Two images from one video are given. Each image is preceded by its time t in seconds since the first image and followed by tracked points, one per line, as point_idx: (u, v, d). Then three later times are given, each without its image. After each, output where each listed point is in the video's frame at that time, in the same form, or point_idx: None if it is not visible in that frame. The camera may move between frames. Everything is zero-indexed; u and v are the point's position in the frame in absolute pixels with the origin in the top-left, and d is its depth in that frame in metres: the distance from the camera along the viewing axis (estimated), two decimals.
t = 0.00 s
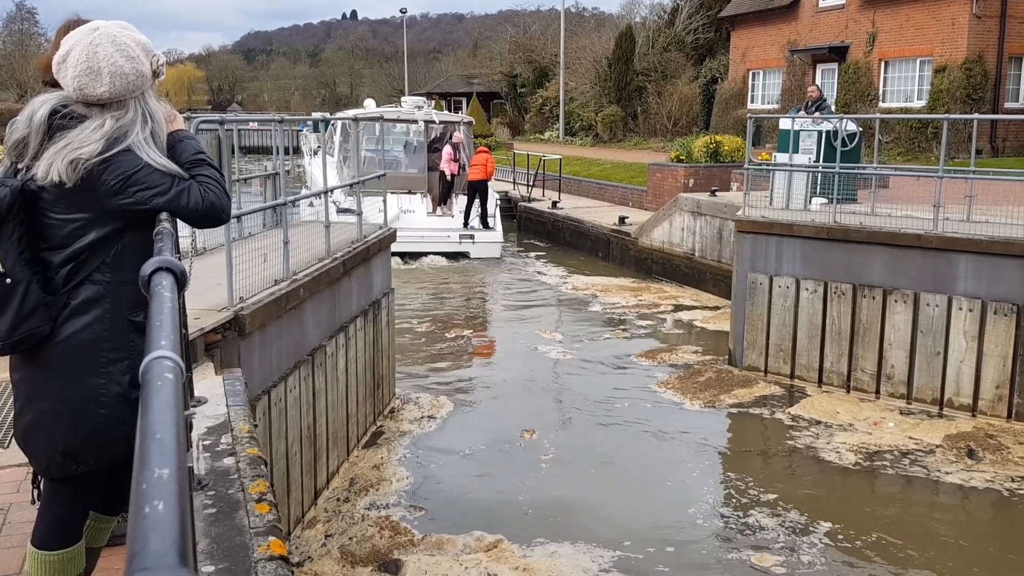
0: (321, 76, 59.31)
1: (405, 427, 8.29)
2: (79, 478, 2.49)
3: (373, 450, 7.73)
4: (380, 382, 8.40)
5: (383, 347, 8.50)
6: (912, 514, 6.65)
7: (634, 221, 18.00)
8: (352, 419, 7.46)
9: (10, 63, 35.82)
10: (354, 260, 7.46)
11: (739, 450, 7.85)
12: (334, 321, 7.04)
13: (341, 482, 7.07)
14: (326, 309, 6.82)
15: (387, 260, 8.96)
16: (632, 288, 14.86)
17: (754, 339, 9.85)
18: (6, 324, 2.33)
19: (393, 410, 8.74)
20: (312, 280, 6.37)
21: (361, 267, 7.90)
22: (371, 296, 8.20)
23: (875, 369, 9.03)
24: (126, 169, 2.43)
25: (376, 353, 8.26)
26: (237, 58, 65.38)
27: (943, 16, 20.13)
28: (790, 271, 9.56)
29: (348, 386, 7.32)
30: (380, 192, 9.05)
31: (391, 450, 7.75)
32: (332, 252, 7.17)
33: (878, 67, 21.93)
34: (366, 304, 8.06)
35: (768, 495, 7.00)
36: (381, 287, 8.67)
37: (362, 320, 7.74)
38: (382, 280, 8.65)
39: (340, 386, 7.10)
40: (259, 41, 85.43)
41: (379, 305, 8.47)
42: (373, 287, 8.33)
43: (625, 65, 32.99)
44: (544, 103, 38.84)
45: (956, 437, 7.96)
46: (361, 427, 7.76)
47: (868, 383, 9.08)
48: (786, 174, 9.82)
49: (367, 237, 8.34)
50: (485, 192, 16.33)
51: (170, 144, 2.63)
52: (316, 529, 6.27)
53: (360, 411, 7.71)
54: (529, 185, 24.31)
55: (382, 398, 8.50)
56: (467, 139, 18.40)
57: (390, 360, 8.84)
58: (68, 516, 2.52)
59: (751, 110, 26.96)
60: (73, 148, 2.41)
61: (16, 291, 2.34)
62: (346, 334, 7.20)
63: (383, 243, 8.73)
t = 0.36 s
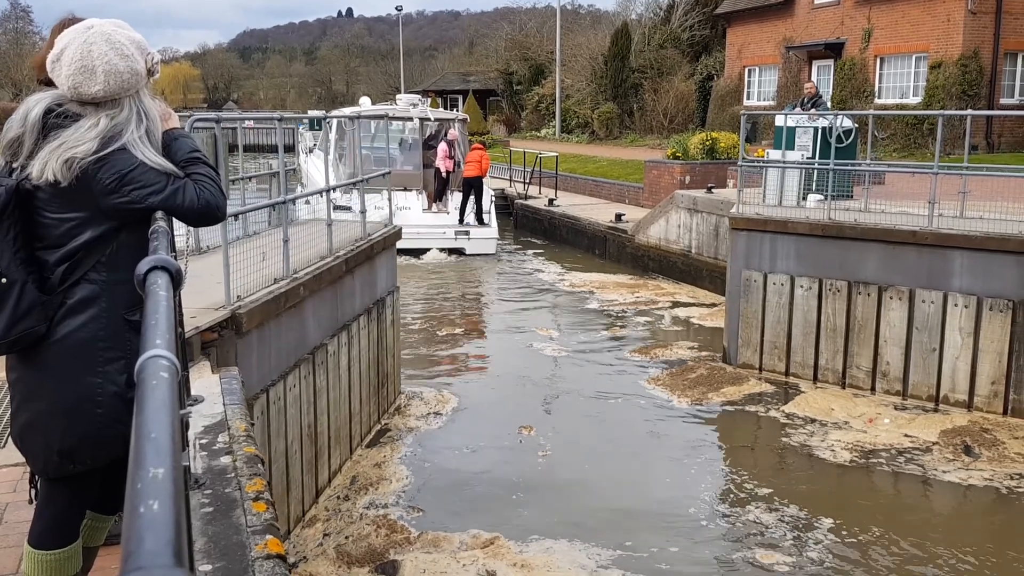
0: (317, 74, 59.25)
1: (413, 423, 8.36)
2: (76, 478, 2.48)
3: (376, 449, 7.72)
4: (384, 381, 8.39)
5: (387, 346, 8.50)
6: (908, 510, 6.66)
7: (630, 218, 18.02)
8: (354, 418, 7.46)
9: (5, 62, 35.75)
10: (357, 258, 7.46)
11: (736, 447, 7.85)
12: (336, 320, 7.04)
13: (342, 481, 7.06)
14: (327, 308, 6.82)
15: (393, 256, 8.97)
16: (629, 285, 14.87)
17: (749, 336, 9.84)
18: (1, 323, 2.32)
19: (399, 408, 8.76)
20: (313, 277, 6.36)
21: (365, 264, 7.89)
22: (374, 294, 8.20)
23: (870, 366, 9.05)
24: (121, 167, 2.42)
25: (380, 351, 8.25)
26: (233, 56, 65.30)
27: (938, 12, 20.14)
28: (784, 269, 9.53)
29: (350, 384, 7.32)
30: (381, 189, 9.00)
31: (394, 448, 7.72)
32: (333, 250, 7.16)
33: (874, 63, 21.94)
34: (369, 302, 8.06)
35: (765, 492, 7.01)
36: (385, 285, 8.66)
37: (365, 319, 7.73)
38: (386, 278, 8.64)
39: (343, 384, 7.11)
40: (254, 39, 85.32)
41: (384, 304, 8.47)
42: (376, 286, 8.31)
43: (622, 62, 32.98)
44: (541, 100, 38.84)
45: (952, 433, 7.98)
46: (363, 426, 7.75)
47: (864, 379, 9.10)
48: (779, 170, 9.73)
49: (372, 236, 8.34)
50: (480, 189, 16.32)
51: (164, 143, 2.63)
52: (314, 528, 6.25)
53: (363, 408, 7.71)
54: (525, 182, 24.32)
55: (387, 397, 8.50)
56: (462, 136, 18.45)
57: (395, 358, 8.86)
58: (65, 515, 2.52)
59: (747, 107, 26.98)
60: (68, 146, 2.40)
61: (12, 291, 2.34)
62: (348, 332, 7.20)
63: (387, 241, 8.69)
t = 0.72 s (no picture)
0: (313, 72, 59.21)
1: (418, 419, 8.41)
2: (73, 477, 2.48)
3: (380, 448, 7.70)
4: (388, 380, 8.38)
5: (391, 345, 8.49)
6: (905, 508, 6.67)
7: (627, 216, 18.03)
8: (357, 416, 7.46)
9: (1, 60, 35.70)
10: (360, 256, 7.46)
11: (733, 445, 7.86)
12: (338, 318, 7.04)
13: (344, 480, 7.05)
14: (329, 306, 6.82)
15: (397, 255, 8.98)
16: (626, 283, 14.89)
17: (743, 335, 9.85)
18: None
19: (401, 404, 8.76)
20: (313, 276, 6.36)
21: (368, 263, 7.90)
22: (378, 292, 8.20)
23: (866, 365, 9.06)
24: (117, 166, 2.42)
25: (384, 350, 8.25)
26: (229, 54, 65.25)
27: (935, 10, 20.15)
28: (779, 267, 9.54)
29: (353, 383, 7.32)
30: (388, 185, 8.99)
31: (396, 448, 7.70)
32: (336, 249, 7.16)
33: (870, 61, 21.95)
34: (372, 301, 8.06)
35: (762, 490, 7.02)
36: (389, 284, 8.65)
37: (369, 317, 7.73)
38: (391, 277, 8.64)
39: (345, 383, 7.11)
40: (250, 37, 85.26)
41: (388, 302, 8.46)
42: (380, 285, 8.31)
43: (618, 60, 32.98)
44: (537, 98, 38.85)
45: (947, 431, 7.99)
46: (366, 425, 7.75)
47: (859, 377, 9.12)
48: (773, 168, 9.72)
49: (376, 235, 8.34)
50: (475, 186, 16.25)
51: (161, 141, 2.62)
52: (313, 528, 6.25)
53: (366, 407, 7.70)
54: (522, 180, 24.33)
55: (391, 395, 8.49)
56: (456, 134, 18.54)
57: (401, 357, 8.87)
58: (62, 514, 2.52)
59: (743, 105, 27.01)
60: (64, 145, 2.40)
61: (9, 289, 2.33)
62: (351, 330, 7.20)
63: (392, 239, 8.68)
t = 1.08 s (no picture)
0: (311, 72, 59.21)
1: (426, 415, 8.52)
2: (72, 479, 2.48)
3: (384, 450, 7.69)
4: (393, 381, 8.36)
5: (397, 346, 8.48)
6: (902, 508, 6.67)
7: (625, 216, 18.03)
8: (361, 417, 7.46)
9: None
10: (364, 257, 7.46)
11: (730, 445, 7.85)
12: (342, 319, 7.04)
13: (347, 482, 7.05)
14: (332, 306, 6.82)
15: (403, 256, 8.98)
16: (624, 283, 14.90)
17: (740, 335, 9.83)
18: None
19: (407, 408, 8.75)
20: (315, 276, 6.35)
21: (373, 263, 7.89)
22: (383, 293, 8.20)
23: (863, 365, 9.06)
24: (114, 166, 2.42)
25: (389, 351, 8.24)
26: (226, 55, 65.24)
27: (932, 10, 20.16)
28: (776, 267, 9.54)
29: (357, 384, 7.33)
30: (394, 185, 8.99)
31: (401, 450, 7.67)
32: (340, 250, 7.16)
33: (868, 61, 21.96)
34: (378, 302, 8.05)
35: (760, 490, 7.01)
36: (395, 285, 8.64)
37: (373, 319, 7.73)
38: (396, 279, 8.63)
39: (349, 384, 7.11)
40: (248, 38, 85.28)
41: (394, 303, 8.46)
42: (385, 286, 8.31)
43: (616, 60, 32.98)
44: (535, 99, 38.86)
45: (944, 431, 8.00)
46: (371, 427, 7.74)
47: (856, 378, 9.12)
48: (768, 169, 9.66)
49: (382, 235, 8.34)
50: (472, 185, 16.28)
51: (158, 141, 2.62)
52: (314, 530, 6.23)
53: (372, 408, 7.69)
54: (520, 181, 24.34)
55: (397, 396, 8.49)
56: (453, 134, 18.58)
57: (407, 358, 8.87)
58: (60, 516, 2.52)
59: (741, 105, 27.02)
60: (61, 146, 2.39)
61: (6, 289, 2.34)
62: (354, 331, 7.19)
63: (398, 240, 8.67)
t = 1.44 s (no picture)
0: (313, 72, 59.27)
1: (437, 413, 8.59)
2: (75, 478, 2.48)
3: (390, 450, 7.68)
4: (402, 381, 8.36)
5: (405, 346, 8.49)
6: (904, 509, 6.67)
7: (627, 216, 18.03)
8: (368, 418, 7.46)
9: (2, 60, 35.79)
10: (372, 257, 7.46)
11: (732, 446, 7.84)
12: (348, 319, 7.04)
13: (352, 482, 7.04)
14: (339, 306, 6.82)
15: (412, 256, 8.99)
16: (626, 283, 14.90)
17: (739, 337, 9.80)
18: None
19: (416, 408, 8.74)
20: (319, 277, 6.36)
21: (381, 264, 7.89)
22: (391, 293, 8.20)
23: (864, 367, 9.05)
24: (117, 166, 2.42)
25: (397, 351, 8.24)
26: (229, 55, 65.35)
27: (935, 11, 20.15)
28: (775, 269, 9.51)
29: (363, 384, 7.33)
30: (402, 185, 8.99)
31: (406, 451, 7.65)
32: (347, 250, 7.16)
33: (870, 62, 21.95)
34: (386, 302, 8.06)
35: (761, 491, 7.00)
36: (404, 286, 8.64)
37: (380, 319, 7.73)
38: (405, 279, 8.64)
39: (355, 385, 7.11)
40: (250, 39, 85.37)
41: (402, 304, 8.46)
42: (394, 286, 8.30)
43: (618, 61, 32.98)
44: (537, 99, 38.89)
45: (945, 433, 7.99)
46: (378, 428, 7.73)
47: (857, 380, 9.11)
48: (767, 169, 9.69)
49: (390, 235, 8.34)
50: (473, 185, 16.32)
51: (161, 141, 2.62)
52: (317, 531, 6.21)
53: (379, 408, 7.69)
54: (522, 181, 24.35)
55: (405, 397, 8.48)
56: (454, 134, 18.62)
57: (415, 359, 8.88)
58: (62, 515, 2.52)
59: (743, 106, 27.02)
60: (63, 145, 2.39)
61: (9, 289, 2.34)
62: (361, 331, 7.20)
63: (406, 240, 8.67)
